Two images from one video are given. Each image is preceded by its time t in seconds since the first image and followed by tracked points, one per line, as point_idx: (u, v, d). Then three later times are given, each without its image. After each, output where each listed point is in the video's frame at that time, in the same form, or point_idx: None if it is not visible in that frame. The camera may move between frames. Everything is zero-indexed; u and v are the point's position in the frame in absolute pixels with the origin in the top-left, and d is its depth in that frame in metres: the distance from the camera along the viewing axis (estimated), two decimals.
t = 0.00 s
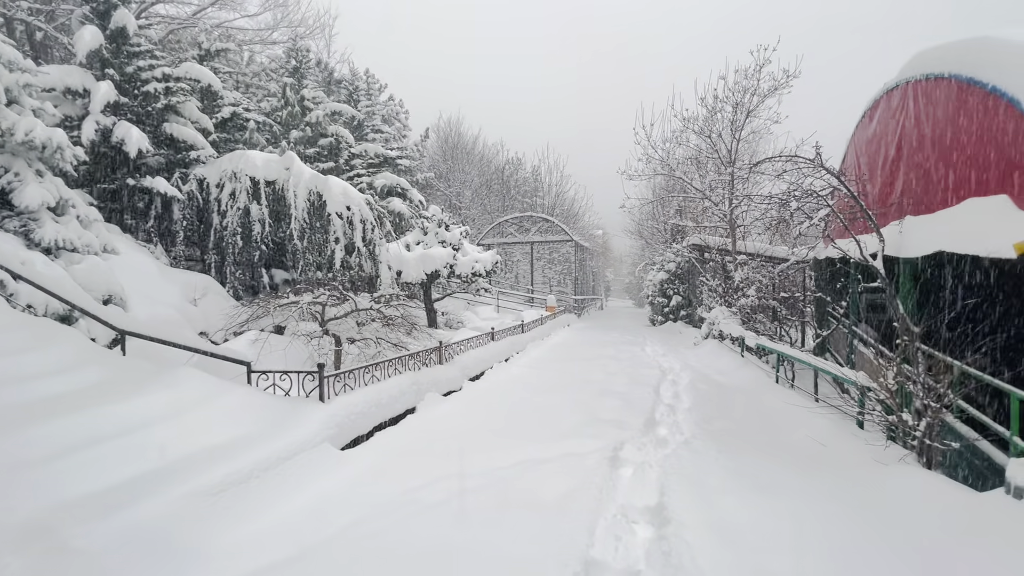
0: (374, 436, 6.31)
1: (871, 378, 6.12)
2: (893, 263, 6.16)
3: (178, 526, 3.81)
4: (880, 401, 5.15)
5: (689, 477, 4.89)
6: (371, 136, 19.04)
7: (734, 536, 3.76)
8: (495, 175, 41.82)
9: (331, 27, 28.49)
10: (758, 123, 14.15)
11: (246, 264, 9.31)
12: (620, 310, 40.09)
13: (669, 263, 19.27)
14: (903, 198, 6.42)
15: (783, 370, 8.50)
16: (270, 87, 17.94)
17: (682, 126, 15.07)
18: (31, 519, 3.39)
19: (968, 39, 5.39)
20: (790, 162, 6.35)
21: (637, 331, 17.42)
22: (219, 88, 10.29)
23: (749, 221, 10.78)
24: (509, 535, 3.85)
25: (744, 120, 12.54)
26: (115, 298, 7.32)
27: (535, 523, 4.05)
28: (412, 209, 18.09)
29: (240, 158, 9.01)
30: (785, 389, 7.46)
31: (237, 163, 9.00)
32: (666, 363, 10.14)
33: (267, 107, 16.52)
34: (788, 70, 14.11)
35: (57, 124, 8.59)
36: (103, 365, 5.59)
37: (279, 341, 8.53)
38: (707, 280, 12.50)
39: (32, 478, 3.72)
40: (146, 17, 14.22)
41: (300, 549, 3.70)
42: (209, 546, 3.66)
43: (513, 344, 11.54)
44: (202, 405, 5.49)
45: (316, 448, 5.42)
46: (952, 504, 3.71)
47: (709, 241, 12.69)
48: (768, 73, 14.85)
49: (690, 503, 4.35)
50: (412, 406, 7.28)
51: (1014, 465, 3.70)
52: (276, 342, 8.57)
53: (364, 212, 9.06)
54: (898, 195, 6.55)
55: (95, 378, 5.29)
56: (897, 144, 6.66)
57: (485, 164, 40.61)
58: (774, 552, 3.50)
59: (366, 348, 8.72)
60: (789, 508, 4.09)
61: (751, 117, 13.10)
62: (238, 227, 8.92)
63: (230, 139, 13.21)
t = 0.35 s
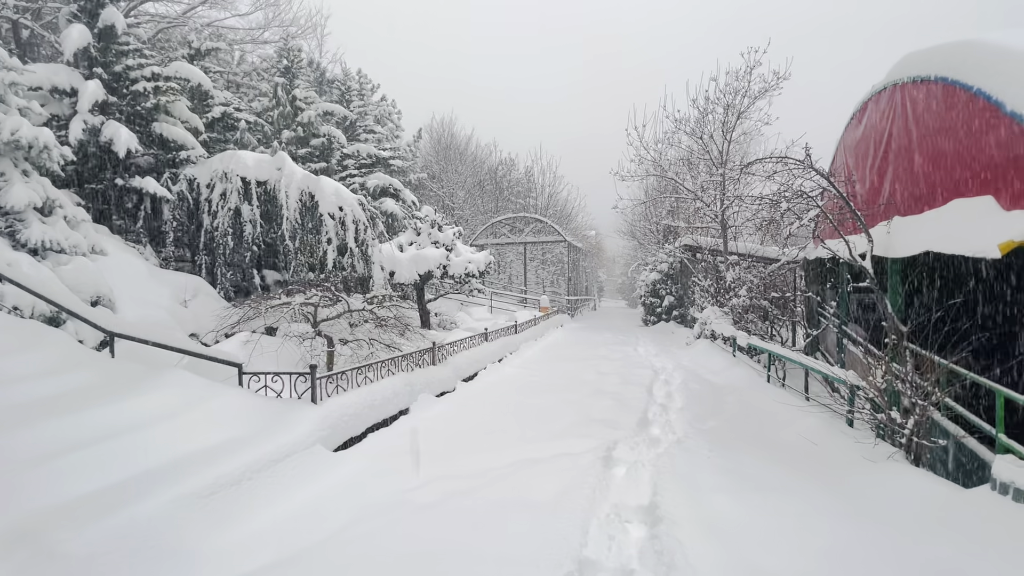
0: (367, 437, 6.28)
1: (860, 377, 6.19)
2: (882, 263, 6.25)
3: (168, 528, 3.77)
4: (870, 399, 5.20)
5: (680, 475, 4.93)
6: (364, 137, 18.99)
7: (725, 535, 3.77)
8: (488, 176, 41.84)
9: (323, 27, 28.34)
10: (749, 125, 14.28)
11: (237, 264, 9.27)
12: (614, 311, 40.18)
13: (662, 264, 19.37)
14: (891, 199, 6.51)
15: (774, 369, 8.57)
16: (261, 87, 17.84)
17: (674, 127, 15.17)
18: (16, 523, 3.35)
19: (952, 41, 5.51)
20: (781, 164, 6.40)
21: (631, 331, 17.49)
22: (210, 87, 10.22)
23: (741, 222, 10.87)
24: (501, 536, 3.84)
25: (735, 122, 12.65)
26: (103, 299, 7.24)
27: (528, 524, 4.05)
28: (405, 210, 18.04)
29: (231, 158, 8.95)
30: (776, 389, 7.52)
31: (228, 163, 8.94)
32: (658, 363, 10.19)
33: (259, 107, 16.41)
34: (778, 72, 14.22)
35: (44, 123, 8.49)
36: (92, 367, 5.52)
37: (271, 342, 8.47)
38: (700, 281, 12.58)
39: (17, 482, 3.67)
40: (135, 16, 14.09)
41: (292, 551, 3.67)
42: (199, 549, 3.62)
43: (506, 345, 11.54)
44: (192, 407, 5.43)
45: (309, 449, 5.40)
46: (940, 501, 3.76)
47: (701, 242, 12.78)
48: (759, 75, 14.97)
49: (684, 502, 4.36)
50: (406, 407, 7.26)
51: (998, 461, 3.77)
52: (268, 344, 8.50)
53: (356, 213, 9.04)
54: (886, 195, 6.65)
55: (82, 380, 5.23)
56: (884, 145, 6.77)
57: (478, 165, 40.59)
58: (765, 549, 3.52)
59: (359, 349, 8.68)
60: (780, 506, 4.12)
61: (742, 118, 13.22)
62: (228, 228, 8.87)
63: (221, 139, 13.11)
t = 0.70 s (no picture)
0: (362, 439, 6.26)
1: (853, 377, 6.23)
2: (874, 264, 6.30)
3: (160, 533, 3.73)
4: (863, 399, 5.24)
5: (675, 476, 4.94)
6: (359, 138, 18.94)
7: (721, 535, 3.78)
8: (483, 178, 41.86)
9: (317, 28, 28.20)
10: (742, 127, 14.36)
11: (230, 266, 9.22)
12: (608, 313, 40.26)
13: (656, 266, 19.46)
14: (883, 200, 6.58)
15: (768, 370, 8.63)
16: (254, 88, 17.77)
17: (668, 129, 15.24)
18: (4, 529, 3.30)
19: (941, 44, 5.59)
20: (774, 166, 6.43)
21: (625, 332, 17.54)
22: (203, 87, 10.16)
23: (734, 224, 10.93)
24: (497, 538, 3.83)
25: (728, 124, 12.72)
26: (95, 301, 7.16)
27: (524, 525, 4.04)
28: (399, 211, 18.02)
29: (224, 159, 8.90)
30: (770, 389, 7.57)
31: (221, 164, 8.89)
32: (653, 364, 10.23)
33: (252, 108, 16.34)
34: (770, 75, 14.33)
35: (34, 123, 8.41)
36: (83, 370, 5.47)
37: (265, 344, 8.42)
38: (694, 282, 12.64)
39: (6, 488, 3.61)
40: (127, 16, 13.99)
41: (287, 554, 3.65)
42: (192, 552, 3.58)
43: (501, 346, 11.54)
44: (184, 409, 5.38)
45: (304, 451, 5.37)
46: (933, 500, 3.78)
47: (695, 243, 12.84)
48: (753, 77, 15.05)
49: (679, 502, 4.37)
50: (401, 409, 7.24)
51: (990, 460, 3.82)
52: (261, 346, 8.45)
53: (351, 214, 9.02)
54: (878, 197, 6.71)
55: (73, 383, 5.17)
56: (876, 147, 6.84)
57: (473, 166, 40.58)
58: (760, 549, 3.53)
59: (354, 351, 8.66)
60: (775, 506, 4.14)
61: (735, 120, 13.29)
62: (221, 229, 8.82)
63: (214, 140, 13.04)
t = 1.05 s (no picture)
0: (356, 442, 6.23)
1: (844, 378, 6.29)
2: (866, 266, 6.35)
3: (151, 537, 3.68)
4: (854, 400, 5.27)
5: (670, 477, 4.95)
6: (353, 140, 18.91)
7: (715, 537, 3.79)
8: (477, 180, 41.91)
9: (311, 30, 28.12)
10: (735, 130, 14.48)
11: (223, 268, 9.16)
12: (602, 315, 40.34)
13: (650, 268, 19.56)
14: (873, 203, 6.65)
15: (761, 371, 8.68)
16: (248, 90, 17.70)
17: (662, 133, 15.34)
18: None
19: (930, 50, 5.67)
20: (766, 169, 6.48)
21: (619, 335, 17.59)
22: (195, 89, 10.11)
23: (727, 226, 11.00)
24: (491, 540, 3.82)
25: (721, 127, 12.82)
26: (85, 304, 7.09)
27: (518, 527, 4.04)
28: (394, 213, 17.99)
29: (217, 161, 8.87)
30: (763, 390, 7.61)
31: (214, 166, 8.85)
32: (647, 366, 10.26)
33: (246, 110, 16.28)
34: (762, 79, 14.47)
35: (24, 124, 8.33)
36: (73, 373, 5.40)
37: (258, 347, 8.36)
38: (688, 284, 12.71)
39: None
40: (118, 17, 13.90)
41: (280, 558, 3.62)
42: (186, 555, 3.56)
43: (496, 349, 11.53)
44: (176, 413, 5.33)
45: (297, 455, 5.34)
46: (925, 500, 3.81)
47: (688, 246, 12.91)
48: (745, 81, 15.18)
49: (674, 504, 4.38)
50: (395, 412, 7.21)
51: (980, 460, 3.86)
52: (254, 349, 8.39)
53: (345, 216, 9.00)
54: (869, 200, 6.79)
55: (62, 387, 5.10)
56: (867, 151, 6.92)
57: (468, 169, 40.60)
58: (755, 551, 3.54)
59: (348, 353, 8.62)
60: (769, 506, 4.15)
61: (728, 124, 13.40)
62: (214, 232, 8.77)
63: (206, 142, 12.97)
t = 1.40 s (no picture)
0: (347, 445, 6.20)
1: (832, 380, 6.36)
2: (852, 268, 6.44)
3: (138, 542, 3.63)
4: (841, 401, 5.33)
5: (661, 480, 4.97)
6: (344, 142, 18.85)
7: (705, 537, 3.81)
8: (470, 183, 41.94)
9: (303, 31, 28.02)
10: (725, 135, 14.65)
11: (213, 271, 9.10)
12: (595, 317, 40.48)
13: (641, 271, 19.69)
14: (860, 208, 6.76)
15: (751, 373, 8.76)
16: (238, 91, 17.60)
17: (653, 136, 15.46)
18: None
19: (911, 58, 5.81)
20: (755, 173, 6.54)
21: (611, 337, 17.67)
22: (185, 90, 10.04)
23: (717, 230, 11.10)
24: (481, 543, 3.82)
25: (711, 131, 12.95)
26: (71, 307, 6.98)
27: (509, 529, 4.04)
28: (385, 216, 17.95)
29: (207, 162, 8.81)
30: (753, 392, 7.68)
31: (203, 167, 8.81)
32: (638, 368, 10.31)
33: (236, 111, 16.20)
34: (751, 84, 14.66)
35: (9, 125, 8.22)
36: (58, 376, 5.33)
37: (247, 350, 8.29)
38: (679, 287, 12.80)
39: None
40: (107, 17, 13.77)
41: (268, 562, 3.59)
42: (174, 559, 3.52)
43: (488, 351, 11.54)
44: (163, 417, 5.28)
45: (288, 458, 5.31)
46: (910, 502, 3.85)
47: (679, 249, 13.02)
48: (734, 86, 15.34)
49: (664, 506, 4.40)
50: (386, 415, 7.18)
51: (963, 460, 3.93)
52: (244, 352, 8.32)
53: (336, 218, 8.98)
54: (855, 205, 6.90)
55: (47, 391, 5.03)
56: (853, 156, 7.04)
57: (460, 171, 40.60)
58: (744, 552, 3.55)
59: (338, 356, 8.57)
60: (760, 509, 4.17)
61: (718, 128, 13.55)
62: (203, 234, 8.72)
63: (196, 143, 12.89)
